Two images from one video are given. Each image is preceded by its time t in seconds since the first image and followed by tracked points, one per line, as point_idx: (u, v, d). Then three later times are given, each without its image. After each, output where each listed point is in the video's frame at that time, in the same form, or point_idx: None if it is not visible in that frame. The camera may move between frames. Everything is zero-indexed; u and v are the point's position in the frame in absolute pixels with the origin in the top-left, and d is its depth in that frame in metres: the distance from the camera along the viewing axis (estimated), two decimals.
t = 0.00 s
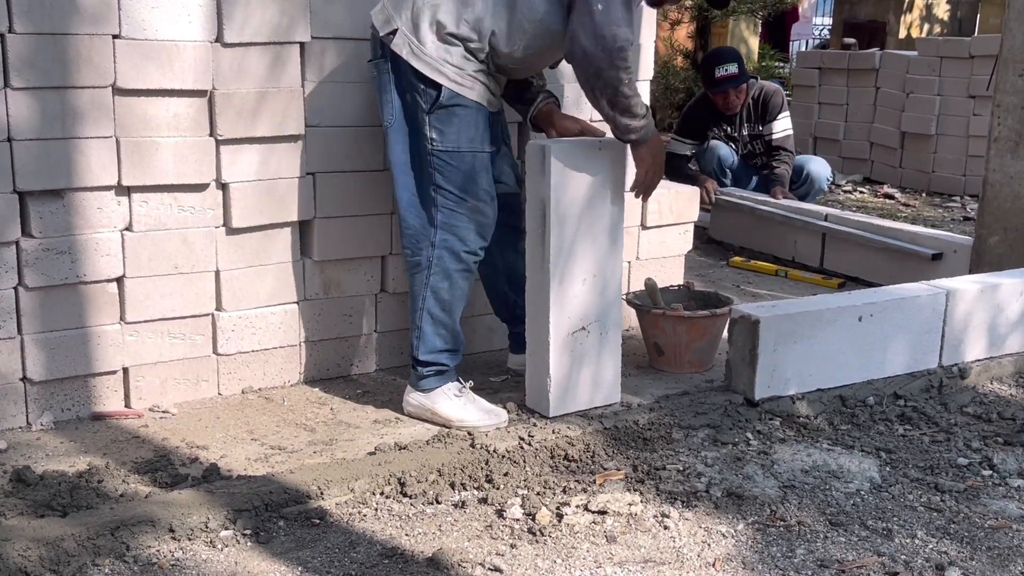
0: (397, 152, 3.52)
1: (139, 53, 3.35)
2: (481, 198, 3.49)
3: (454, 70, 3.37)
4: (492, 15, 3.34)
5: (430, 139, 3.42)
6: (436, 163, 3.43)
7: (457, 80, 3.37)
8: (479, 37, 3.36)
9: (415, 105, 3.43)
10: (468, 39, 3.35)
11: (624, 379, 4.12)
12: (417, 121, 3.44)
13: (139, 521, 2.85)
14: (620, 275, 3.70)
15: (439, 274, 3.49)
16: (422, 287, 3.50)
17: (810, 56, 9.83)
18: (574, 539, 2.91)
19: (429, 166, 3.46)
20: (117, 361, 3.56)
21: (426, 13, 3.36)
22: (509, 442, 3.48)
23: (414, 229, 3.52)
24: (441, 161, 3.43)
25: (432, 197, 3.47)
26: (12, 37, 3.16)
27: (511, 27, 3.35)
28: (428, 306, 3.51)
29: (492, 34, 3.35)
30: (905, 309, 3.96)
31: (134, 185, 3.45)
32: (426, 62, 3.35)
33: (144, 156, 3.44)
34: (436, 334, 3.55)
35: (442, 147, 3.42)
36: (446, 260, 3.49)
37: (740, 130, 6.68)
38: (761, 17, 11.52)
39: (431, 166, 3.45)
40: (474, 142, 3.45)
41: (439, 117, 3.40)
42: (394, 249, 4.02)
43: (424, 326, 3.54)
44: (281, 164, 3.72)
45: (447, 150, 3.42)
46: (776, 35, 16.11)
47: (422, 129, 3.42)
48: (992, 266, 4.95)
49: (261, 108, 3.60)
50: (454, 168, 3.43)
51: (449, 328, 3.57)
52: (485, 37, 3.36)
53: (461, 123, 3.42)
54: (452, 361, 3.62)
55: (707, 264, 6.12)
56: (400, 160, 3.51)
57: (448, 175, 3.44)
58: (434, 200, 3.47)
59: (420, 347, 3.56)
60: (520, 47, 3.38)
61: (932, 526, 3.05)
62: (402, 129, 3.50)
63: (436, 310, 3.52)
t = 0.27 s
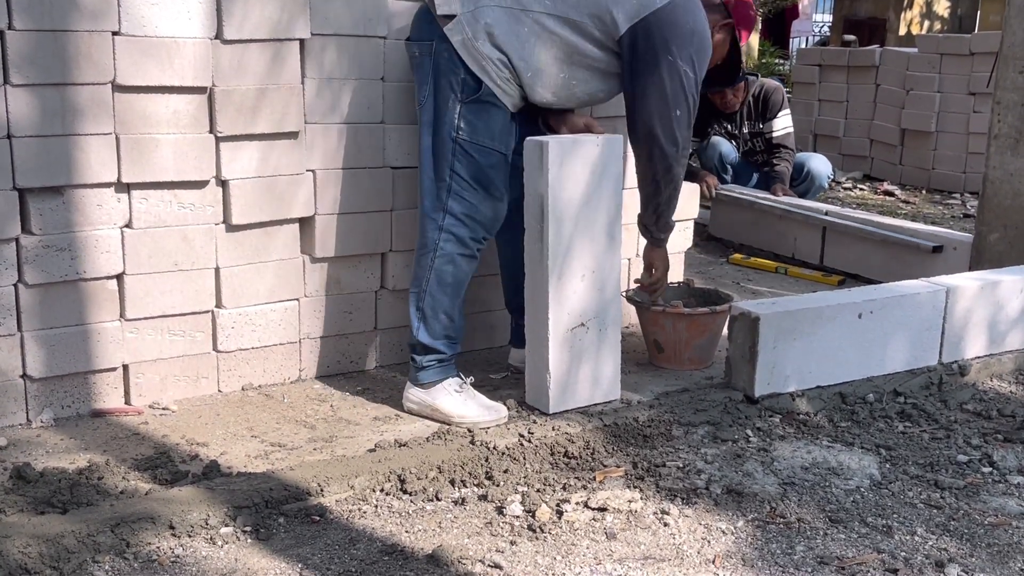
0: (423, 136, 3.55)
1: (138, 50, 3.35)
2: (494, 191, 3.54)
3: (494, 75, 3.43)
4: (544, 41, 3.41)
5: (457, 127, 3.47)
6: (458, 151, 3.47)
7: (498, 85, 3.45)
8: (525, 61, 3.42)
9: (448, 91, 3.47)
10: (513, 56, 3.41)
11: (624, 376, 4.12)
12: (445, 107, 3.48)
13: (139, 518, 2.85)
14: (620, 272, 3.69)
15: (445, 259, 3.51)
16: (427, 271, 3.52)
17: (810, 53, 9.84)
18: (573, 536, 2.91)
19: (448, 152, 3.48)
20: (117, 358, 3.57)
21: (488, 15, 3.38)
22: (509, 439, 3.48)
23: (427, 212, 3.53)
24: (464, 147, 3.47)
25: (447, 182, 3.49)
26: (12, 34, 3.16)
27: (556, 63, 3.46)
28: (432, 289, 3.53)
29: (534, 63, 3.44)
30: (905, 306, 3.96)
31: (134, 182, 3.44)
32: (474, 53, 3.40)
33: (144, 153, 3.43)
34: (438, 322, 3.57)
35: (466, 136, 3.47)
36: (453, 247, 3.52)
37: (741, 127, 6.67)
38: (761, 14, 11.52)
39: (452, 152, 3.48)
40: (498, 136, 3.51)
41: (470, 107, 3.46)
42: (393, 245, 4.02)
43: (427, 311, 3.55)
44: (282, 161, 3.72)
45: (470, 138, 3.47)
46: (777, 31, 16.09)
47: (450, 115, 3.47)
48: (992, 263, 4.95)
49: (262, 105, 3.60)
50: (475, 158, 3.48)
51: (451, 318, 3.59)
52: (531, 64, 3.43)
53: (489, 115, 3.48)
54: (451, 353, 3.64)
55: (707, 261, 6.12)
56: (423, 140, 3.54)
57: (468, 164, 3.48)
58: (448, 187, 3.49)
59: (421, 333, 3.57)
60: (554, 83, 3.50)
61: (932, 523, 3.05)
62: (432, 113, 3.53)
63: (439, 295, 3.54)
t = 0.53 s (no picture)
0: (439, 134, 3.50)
1: (138, 48, 3.35)
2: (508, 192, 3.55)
3: (514, 76, 3.46)
4: (557, 38, 3.46)
5: (478, 128, 3.47)
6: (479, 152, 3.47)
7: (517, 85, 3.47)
8: (541, 61, 3.46)
9: (468, 91, 3.46)
10: (533, 56, 3.44)
11: (623, 374, 4.12)
12: (466, 107, 3.47)
13: (139, 516, 2.85)
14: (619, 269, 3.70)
15: (460, 260, 3.51)
16: (441, 272, 3.51)
17: (810, 53, 9.79)
18: (573, 534, 2.91)
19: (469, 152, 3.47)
20: (117, 356, 3.56)
21: (508, 16, 3.41)
22: (509, 437, 3.48)
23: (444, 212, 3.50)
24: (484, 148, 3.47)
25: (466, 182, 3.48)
26: (11, 32, 3.16)
27: (567, 60, 3.52)
28: (443, 290, 3.53)
29: (550, 61, 3.49)
30: (904, 304, 3.96)
31: (134, 180, 3.44)
32: (497, 54, 3.41)
33: (143, 150, 3.43)
34: (443, 322, 3.56)
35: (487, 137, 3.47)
36: (469, 249, 3.52)
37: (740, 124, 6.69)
38: (761, 12, 11.51)
39: (473, 154, 3.48)
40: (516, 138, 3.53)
41: (491, 108, 3.46)
42: (393, 243, 4.02)
43: (434, 311, 3.54)
44: (282, 159, 3.72)
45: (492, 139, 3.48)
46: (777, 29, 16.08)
47: (471, 116, 3.46)
48: (992, 261, 4.95)
49: (261, 103, 3.60)
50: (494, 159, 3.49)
51: (456, 317, 3.58)
52: (547, 61, 3.48)
53: (508, 117, 3.49)
54: (454, 353, 3.64)
55: (707, 259, 6.12)
56: (441, 141, 3.49)
57: (488, 164, 3.48)
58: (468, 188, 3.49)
59: (425, 333, 3.56)
60: (564, 79, 3.56)
61: (932, 521, 3.05)
62: (451, 112, 3.49)
63: (448, 296, 3.54)
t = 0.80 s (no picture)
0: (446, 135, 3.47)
1: (138, 46, 3.35)
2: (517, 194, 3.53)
3: (521, 78, 3.45)
4: (558, 37, 3.45)
5: (487, 129, 3.45)
6: (488, 154, 3.46)
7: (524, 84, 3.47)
8: (545, 61, 3.47)
9: (476, 92, 3.43)
10: (534, 56, 3.45)
11: (623, 372, 4.12)
12: (474, 109, 3.44)
13: (138, 514, 2.85)
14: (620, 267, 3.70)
15: (467, 263, 3.50)
16: (448, 273, 3.50)
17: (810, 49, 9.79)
18: (573, 532, 2.91)
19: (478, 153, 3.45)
20: (116, 354, 3.56)
21: (516, 18, 3.40)
22: (509, 435, 3.48)
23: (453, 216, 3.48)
24: (493, 149, 3.46)
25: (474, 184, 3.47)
26: (11, 29, 3.15)
27: (567, 58, 3.52)
28: (451, 292, 3.52)
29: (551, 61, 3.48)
30: (904, 303, 3.96)
31: (134, 178, 3.44)
32: (504, 55, 3.40)
33: (143, 148, 3.43)
34: (448, 322, 3.55)
35: (496, 139, 3.46)
36: (477, 250, 3.50)
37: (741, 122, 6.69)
38: (761, 10, 11.51)
39: (482, 156, 3.46)
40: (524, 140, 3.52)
41: (499, 109, 3.45)
42: (393, 241, 4.01)
43: (439, 311, 3.53)
44: (282, 157, 3.72)
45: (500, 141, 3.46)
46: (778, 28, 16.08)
47: (480, 117, 3.44)
48: (993, 259, 4.95)
49: (261, 100, 3.60)
50: (503, 161, 3.47)
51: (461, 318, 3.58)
52: (551, 61, 3.48)
53: (515, 118, 3.48)
54: (456, 352, 3.64)
55: (707, 258, 6.12)
56: (449, 143, 3.46)
57: (496, 166, 3.47)
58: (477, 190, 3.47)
59: (429, 333, 3.55)
60: (565, 79, 3.55)
61: (932, 519, 3.05)
62: (459, 113, 3.46)
63: (454, 297, 3.53)
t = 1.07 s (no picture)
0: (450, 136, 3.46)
1: (138, 44, 3.35)
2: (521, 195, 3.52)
3: (525, 77, 3.46)
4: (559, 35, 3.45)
5: (492, 130, 3.44)
6: (493, 154, 3.45)
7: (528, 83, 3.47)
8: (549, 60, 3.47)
9: (481, 93, 3.42)
10: (535, 55, 3.45)
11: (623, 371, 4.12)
12: (478, 110, 3.43)
13: (138, 512, 2.85)
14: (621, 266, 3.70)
15: (470, 265, 3.50)
16: (452, 273, 3.50)
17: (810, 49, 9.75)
18: (572, 530, 2.91)
19: (483, 154, 3.45)
20: (116, 352, 3.56)
21: (520, 18, 3.39)
22: (508, 433, 3.48)
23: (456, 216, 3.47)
24: (499, 150, 3.45)
25: (479, 185, 3.46)
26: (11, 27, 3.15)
27: (570, 57, 3.53)
28: (454, 292, 3.52)
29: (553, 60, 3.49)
30: (904, 301, 3.96)
31: (134, 176, 3.44)
32: (510, 56, 3.40)
33: (143, 146, 3.43)
34: (449, 322, 3.55)
35: (501, 139, 3.45)
36: (480, 250, 3.50)
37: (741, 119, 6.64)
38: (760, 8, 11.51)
39: (487, 157, 3.45)
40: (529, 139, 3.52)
41: (504, 110, 3.44)
42: (393, 239, 4.01)
43: (441, 311, 3.53)
44: (282, 155, 3.72)
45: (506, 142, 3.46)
46: (778, 27, 16.08)
47: (485, 118, 3.43)
48: (993, 258, 4.95)
49: (261, 99, 3.60)
50: (508, 161, 3.47)
51: (462, 318, 3.57)
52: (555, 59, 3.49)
53: (520, 118, 3.48)
54: (456, 352, 3.64)
55: (706, 256, 6.12)
56: (454, 144, 3.44)
57: (500, 167, 3.46)
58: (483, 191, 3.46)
59: (430, 332, 3.55)
60: (567, 77, 3.55)
61: (931, 517, 3.05)
62: (464, 114, 3.44)
63: (456, 297, 3.53)
